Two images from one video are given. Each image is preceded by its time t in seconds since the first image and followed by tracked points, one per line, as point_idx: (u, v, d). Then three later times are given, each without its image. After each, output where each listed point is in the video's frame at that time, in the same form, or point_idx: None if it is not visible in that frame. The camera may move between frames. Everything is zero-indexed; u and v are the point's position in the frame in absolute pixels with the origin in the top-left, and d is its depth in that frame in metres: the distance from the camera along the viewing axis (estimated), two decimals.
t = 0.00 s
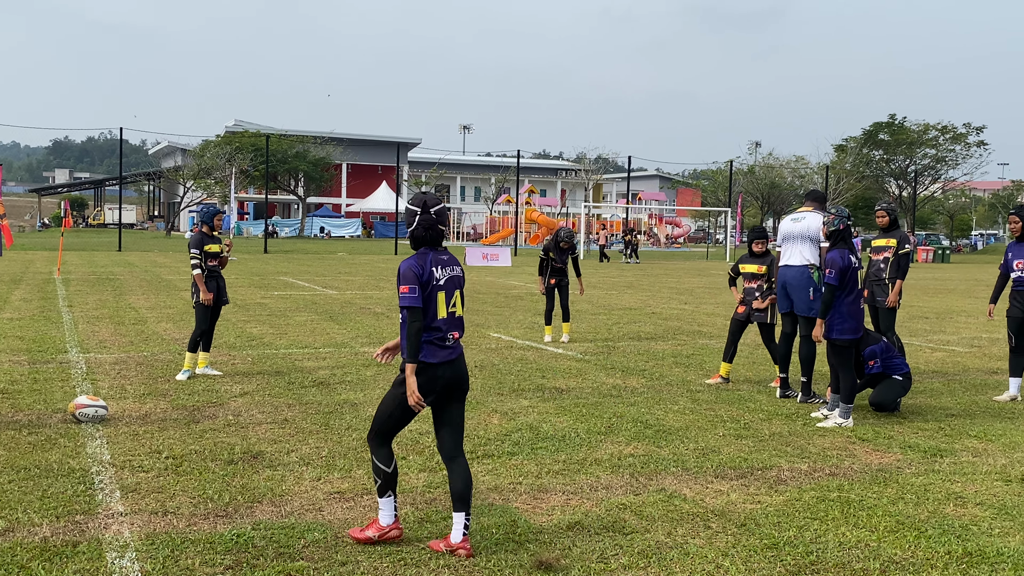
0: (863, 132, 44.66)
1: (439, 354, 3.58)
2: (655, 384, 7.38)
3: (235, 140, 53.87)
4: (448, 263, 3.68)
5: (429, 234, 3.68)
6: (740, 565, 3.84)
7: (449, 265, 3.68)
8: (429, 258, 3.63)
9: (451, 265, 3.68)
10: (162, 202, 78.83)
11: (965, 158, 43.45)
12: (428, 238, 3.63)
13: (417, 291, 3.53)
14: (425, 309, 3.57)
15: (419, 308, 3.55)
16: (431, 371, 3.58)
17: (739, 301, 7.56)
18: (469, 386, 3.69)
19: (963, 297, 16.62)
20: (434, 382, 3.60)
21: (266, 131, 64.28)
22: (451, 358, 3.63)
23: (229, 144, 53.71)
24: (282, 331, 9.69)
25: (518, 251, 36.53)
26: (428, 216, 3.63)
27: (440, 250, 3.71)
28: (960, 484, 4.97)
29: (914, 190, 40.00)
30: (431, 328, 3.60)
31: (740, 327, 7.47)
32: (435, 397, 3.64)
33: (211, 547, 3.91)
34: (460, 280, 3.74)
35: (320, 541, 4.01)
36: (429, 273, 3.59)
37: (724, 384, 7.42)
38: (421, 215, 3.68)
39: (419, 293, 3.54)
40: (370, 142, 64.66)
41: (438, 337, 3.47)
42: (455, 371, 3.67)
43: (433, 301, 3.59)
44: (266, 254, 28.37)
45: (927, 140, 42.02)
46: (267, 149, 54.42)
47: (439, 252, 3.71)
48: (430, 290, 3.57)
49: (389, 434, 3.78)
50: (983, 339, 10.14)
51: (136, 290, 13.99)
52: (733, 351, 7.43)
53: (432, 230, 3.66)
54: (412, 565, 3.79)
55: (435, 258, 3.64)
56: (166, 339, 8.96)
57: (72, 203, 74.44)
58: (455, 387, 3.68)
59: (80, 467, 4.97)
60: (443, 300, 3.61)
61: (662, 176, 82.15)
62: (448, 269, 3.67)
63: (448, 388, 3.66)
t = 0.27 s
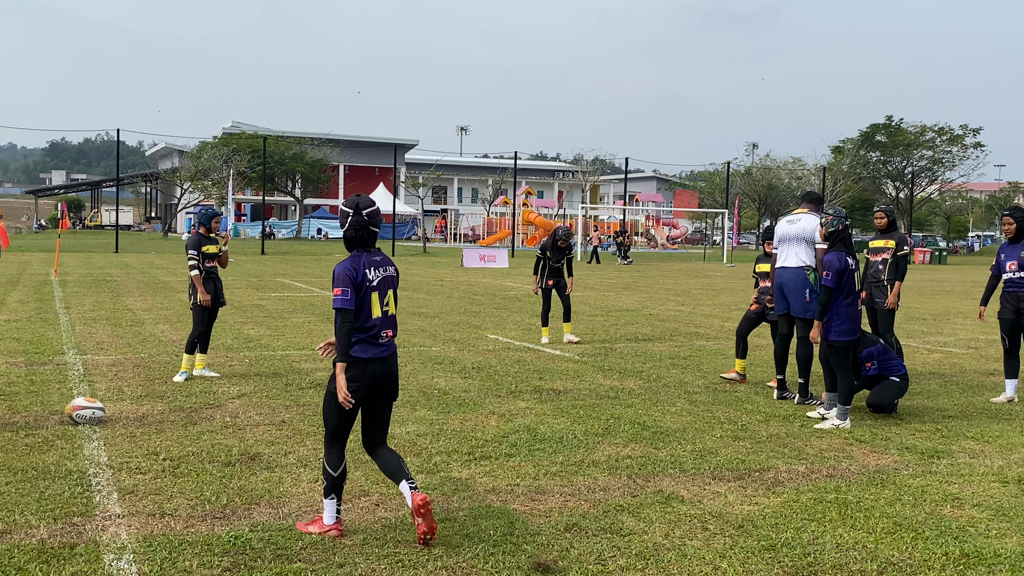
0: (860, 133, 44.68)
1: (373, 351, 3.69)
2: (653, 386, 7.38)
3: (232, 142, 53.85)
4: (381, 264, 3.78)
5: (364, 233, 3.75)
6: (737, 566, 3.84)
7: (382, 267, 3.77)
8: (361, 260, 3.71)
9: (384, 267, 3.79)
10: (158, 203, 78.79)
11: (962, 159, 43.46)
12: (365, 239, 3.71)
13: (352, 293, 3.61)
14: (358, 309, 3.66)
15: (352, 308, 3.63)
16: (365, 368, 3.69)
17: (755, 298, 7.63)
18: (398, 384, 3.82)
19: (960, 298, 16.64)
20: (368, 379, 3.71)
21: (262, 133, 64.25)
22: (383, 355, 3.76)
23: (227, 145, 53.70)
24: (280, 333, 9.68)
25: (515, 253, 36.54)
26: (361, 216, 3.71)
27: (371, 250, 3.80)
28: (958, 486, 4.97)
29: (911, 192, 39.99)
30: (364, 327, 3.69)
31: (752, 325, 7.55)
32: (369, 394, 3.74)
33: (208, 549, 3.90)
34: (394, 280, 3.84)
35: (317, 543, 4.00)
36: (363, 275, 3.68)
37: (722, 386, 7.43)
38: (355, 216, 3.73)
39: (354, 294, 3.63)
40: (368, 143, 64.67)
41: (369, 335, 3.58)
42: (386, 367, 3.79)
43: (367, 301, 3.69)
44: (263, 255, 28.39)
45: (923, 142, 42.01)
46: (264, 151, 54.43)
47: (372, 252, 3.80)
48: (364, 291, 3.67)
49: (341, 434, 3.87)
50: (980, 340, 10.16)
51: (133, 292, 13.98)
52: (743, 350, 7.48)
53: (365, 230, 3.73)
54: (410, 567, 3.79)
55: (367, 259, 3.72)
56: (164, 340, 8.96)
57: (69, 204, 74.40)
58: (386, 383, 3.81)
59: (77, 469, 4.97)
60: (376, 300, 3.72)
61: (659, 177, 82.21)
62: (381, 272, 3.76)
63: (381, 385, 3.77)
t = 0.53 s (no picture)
0: (858, 135, 44.68)
1: (322, 345, 3.80)
2: (651, 387, 7.38)
3: (230, 143, 53.83)
4: (330, 262, 3.91)
5: (313, 233, 3.90)
6: (735, 567, 3.85)
7: (330, 264, 3.90)
8: (307, 258, 3.87)
9: (332, 263, 3.91)
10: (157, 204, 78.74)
11: (960, 160, 43.48)
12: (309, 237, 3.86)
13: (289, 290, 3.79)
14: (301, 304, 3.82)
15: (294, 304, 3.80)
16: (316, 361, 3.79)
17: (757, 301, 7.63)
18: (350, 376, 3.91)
19: (959, 299, 16.65)
20: (320, 372, 3.80)
21: (261, 134, 64.24)
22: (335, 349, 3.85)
23: (225, 146, 53.71)
24: (278, 334, 9.68)
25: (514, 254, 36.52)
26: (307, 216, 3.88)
27: (321, 249, 3.95)
28: (956, 486, 4.98)
29: (910, 193, 39.96)
30: (312, 322, 3.82)
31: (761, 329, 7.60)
32: (323, 387, 3.84)
33: (206, 551, 3.90)
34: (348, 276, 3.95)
35: (315, 544, 4.01)
36: (307, 274, 3.84)
37: (720, 387, 7.43)
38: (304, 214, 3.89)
39: (293, 291, 3.80)
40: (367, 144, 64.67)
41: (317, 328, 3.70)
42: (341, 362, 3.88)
43: (312, 297, 3.83)
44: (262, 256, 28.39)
45: (922, 143, 42.01)
46: (262, 152, 54.44)
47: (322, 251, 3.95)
48: (307, 288, 3.82)
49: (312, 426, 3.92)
50: (978, 341, 10.16)
51: (131, 293, 13.97)
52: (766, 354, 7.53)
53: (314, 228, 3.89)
54: (408, 568, 3.79)
55: (313, 257, 3.87)
56: (162, 341, 8.96)
57: (67, 205, 74.35)
58: (341, 375, 3.90)
59: (75, 470, 4.97)
60: (323, 296, 3.84)
61: (657, 178, 82.21)
62: (329, 269, 3.89)
63: (335, 378, 3.87)
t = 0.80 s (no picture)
0: (856, 136, 44.70)
1: (285, 339, 3.93)
2: (650, 388, 7.38)
3: (228, 144, 53.81)
4: (295, 260, 4.07)
5: (280, 231, 4.04)
6: (734, 567, 3.85)
7: (294, 262, 4.06)
8: (272, 256, 4.02)
9: (297, 262, 4.06)
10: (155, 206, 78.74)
11: (958, 161, 43.53)
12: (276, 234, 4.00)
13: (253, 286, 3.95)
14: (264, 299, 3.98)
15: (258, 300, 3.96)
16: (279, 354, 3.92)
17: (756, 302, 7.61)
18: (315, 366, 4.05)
19: (957, 300, 16.66)
20: (283, 365, 3.93)
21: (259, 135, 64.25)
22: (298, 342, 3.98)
23: (223, 147, 53.69)
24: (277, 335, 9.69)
25: (512, 255, 36.49)
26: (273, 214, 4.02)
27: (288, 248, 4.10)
28: (954, 487, 4.98)
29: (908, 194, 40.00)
30: (274, 317, 3.97)
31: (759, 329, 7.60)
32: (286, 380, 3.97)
33: (205, 551, 3.90)
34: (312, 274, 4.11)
35: (313, 545, 4.00)
36: (271, 269, 4.00)
37: (719, 388, 7.43)
38: (276, 211, 4.03)
39: (258, 286, 3.96)
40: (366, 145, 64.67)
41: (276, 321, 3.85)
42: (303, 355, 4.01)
43: (275, 293, 3.98)
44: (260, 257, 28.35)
45: (920, 144, 42.06)
46: (261, 153, 54.44)
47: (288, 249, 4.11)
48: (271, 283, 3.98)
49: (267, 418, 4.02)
50: (977, 342, 10.16)
51: (129, 294, 13.94)
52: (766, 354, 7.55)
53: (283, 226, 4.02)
54: (407, 569, 3.78)
55: (279, 254, 4.02)
56: (160, 342, 8.95)
57: (65, 206, 74.23)
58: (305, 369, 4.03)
59: (73, 471, 4.96)
60: (286, 292, 3.99)
61: (656, 179, 82.23)
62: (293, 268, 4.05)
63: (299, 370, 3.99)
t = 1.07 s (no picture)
0: (855, 137, 44.71)
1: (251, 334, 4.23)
2: (649, 388, 7.38)
3: (227, 145, 53.81)
4: (264, 258, 4.38)
5: (251, 231, 4.35)
6: (733, 568, 3.85)
7: (263, 260, 4.36)
8: (243, 253, 4.31)
9: (265, 260, 4.37)
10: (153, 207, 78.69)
11: (957, 162, 43.58)
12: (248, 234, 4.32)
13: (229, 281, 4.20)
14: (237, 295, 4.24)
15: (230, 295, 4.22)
16: (246, 348, 4.23)
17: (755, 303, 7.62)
18: (285, 361, 4.31)
19: (956, 300, 16.67)
20: (249, 358, 4.24)
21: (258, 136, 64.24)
22: (263, 337, 4.29)
23: (222, 148, 53.67)
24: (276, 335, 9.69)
25: (511, 256, 36.48)
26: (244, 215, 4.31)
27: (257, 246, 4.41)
28: (953, 487, 4.98)
29: (907, 195, 40.04)
30: (244, 312, 4.26)
31: (757, 329, 7.61)
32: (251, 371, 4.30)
33: (204, 551, 3.90)
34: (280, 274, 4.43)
35: (313, 546, 4.00)
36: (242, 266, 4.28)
37: (718, 388, 7.43)
38: (249, 213, 4.34)
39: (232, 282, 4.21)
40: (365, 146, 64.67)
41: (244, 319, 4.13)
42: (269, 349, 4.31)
43: (246, 289, 4.26)
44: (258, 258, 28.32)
45: (919, 145, 42.12)
46: (259, 153, 54.45)
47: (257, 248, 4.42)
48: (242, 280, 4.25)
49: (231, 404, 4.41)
50: (976, 342, 10.17)
51: (127, 295, 13.92)
52: (763, 355, 7.56)
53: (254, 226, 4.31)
54: (406, 569, 3.78)
55: (248, 253, 4.31)
56: (159, 343, 8.94)
57: (63, 207, 74.18)
58: (273, 362, 4.33)
59: (72, 472, 4.96)
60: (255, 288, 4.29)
61: (655, 180, 82.27)
62: (263, 266, 4.35)
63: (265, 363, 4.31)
